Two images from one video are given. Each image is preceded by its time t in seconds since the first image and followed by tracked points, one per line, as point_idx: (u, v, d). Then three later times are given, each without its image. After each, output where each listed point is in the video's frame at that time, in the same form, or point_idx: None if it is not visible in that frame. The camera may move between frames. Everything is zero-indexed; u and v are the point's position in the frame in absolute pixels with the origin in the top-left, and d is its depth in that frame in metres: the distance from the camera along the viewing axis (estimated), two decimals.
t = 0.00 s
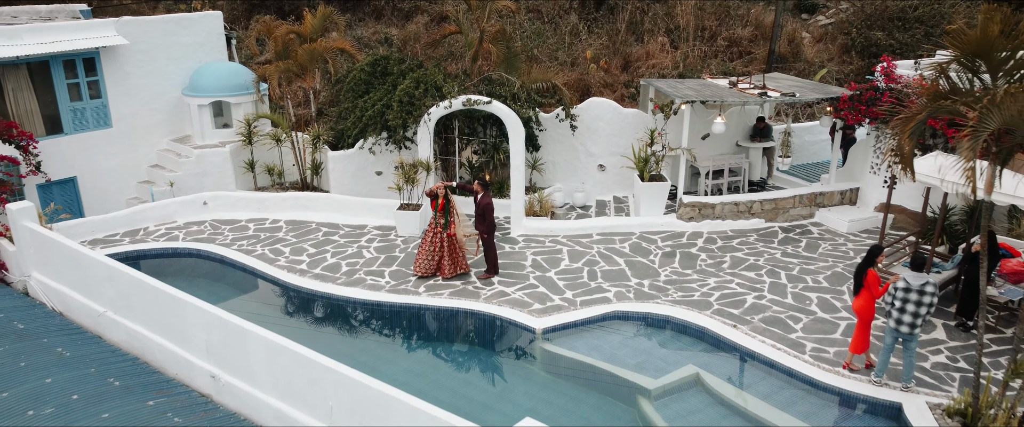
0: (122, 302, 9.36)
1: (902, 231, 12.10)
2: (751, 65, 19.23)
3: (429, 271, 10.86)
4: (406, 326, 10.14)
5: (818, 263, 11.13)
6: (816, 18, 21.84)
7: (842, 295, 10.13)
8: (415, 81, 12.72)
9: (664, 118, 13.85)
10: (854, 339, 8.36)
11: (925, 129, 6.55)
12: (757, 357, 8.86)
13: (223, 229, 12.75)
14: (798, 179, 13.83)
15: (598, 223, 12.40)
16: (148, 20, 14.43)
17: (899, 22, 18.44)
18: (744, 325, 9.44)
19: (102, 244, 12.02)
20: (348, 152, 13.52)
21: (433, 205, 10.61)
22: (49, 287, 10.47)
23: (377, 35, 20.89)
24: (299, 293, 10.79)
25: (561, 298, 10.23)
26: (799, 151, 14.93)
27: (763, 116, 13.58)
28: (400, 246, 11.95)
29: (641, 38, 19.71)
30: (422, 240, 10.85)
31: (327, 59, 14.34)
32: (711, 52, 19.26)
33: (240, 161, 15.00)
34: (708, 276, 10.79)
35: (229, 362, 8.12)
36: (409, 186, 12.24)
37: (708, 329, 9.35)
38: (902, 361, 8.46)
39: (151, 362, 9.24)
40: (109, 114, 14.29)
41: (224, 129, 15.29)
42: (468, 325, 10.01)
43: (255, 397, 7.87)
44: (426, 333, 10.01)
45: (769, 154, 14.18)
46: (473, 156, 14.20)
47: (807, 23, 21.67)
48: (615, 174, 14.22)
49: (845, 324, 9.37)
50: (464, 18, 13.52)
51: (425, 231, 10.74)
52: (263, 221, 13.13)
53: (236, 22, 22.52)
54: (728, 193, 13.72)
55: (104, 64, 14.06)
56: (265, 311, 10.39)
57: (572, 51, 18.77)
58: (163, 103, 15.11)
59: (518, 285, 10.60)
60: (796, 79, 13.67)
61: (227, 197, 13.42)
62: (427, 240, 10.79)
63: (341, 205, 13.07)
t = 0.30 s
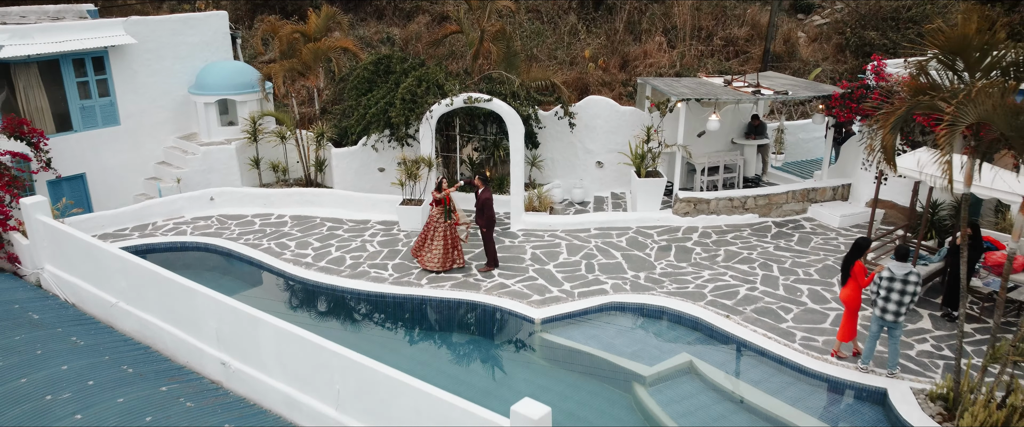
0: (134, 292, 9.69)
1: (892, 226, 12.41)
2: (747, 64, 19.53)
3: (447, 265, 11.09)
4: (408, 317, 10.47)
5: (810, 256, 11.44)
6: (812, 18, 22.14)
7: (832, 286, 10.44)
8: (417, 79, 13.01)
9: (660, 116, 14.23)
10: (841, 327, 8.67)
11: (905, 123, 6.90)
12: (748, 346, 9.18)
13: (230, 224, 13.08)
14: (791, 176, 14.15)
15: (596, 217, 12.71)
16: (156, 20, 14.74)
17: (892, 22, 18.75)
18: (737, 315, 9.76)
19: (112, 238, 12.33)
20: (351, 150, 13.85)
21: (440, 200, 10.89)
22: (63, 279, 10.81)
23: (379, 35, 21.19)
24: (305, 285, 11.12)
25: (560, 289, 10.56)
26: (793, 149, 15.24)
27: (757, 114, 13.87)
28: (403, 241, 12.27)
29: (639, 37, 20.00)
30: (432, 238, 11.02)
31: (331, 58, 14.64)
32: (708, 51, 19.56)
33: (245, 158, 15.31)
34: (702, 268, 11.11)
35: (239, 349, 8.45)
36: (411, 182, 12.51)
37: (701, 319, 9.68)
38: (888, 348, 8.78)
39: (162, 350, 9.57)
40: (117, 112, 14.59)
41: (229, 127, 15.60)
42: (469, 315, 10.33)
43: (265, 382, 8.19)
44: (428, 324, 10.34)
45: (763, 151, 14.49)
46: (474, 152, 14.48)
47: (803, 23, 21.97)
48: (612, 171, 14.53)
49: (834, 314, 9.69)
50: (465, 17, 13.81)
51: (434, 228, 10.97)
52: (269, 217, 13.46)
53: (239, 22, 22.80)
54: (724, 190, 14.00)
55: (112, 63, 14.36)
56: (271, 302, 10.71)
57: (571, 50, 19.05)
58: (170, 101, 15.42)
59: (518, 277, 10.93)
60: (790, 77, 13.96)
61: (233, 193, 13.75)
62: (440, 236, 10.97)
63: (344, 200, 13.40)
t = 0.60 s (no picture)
0: (145, 286, 10.00)
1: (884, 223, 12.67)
2: (743, 65, 19.82)
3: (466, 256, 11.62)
4: (411, 310, 10.76)
5: (803, 252, 11.71)
6: (808, 18, 22.41)
7: (824, 281, 10.73)
8: (419, 79, 13.27)
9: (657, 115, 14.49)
10: (831, 319, 8.95)
11: (890, 120, 7.23)
12: (741, 338, 9.47)
13: (236, 221, 13.36)
14: (786, 174, 14.44)
15: (594, 214, 12.99)
16: (162, 21, 15.02)
17: (887, 23, 19.02)
18: (731, 308, 10.05)
19: (121, 235, 12.61)
20: (354, 148, 14.17)
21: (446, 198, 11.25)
22: (74, 274, 11.12)
23: (380, 35, 21.49)
24: (310, 280, 11.42)
25: (558, 284, 10.86)
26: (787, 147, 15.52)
27: (753, 113, 14.13)
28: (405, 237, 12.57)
29: (637, 37, 20.27)
30: (451, 235, 11.36)
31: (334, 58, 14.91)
32: (705, 51, 19.84)
33: (250, 157, 15.59)
34: (698, 264, 11.39)
35: (247, 341, 8.74)
36: (413, 179, 12.86)
37: (696, 312, 9.97)
38: (876, 340, 9.06)
39: (172, 343, 9.87)
40: (124, 111, 14.88)
41: (234, 126, 15.88)
42: (470, 309, 10.63)
43: (273, 372, 8.47)
44: (430, 317, 10.62)
45: (759, 149, 14.78)
46: (474, 151, 14.76)
47: (799, 23, 22.24)
48: (611, 169, 14.81)
49: (825, 308, 9.97)
50: (465, 18, 14.08)
51: (450, 225, 11.32)
52: (274, 214, 13.75)
53: (242, 22, 23.11)
54: (720, 187, 14.29)
55: (120, 63, 14.64)
56: (277, 296, 11.00)
57: (570, 50, 19.31)
58: (176, 100, 15.71)
59: (518, 273, 11.23)
60: (784, 77, 14.22)
61: (239, 190, 14.04)
62: (456, 231, 11.39)
63: (348, 198, 13.69)
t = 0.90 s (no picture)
0: (156, 281, 10.31)
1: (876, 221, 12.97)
2: (740, 66, 20.12)
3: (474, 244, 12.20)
4: (414, 306, 11.05)
5: (796, 249, 12.01)
6: (804, 20, 22.69)
7: (815, 277, 11.02)
8: (421, 80, 13.56)
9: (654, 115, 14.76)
10: (821, 314, 9.22)
11: (875, 120, 7.54)
12: (734, 331, 9.78)
13: (242, 219, 13.66)
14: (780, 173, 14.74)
15: (592, 213, 13.30)
16: (169, 23, 15.30)
17: (881, 24, 19.30)
18: (724, 303, 10.35)
19: (129, 233, 12.90)
20: (357, 148, 14.48)
21: (450, 195, 11.64)
22: (86, 270, 11.44)
23: (382, 37, 21.79)
24: (316, 276, 11.71)
25: (557, 280, 11.16)
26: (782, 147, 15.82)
27: (748, 114, 14.41)
28: (407, 235, 12.87)
29: (636, 39, 20.55)
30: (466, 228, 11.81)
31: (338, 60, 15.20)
32: (702, 52, 20.14)
33: (255, 156, 15.89)
34: (693, 260, 11.69)
35: (256, 334, 9.04)
36: (416, 178, 13.18)
37: (690, 307, 10.28)
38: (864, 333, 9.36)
39: (182, 337, 10.18)
40: (132, 112, 15.16)
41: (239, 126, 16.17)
42: (472, 304, 10.93)
43: (281, 364, 8.76)
44: (433, 312, 10.91)
45: (754, 149, 15.07)
46: (475, 150, 15.05)
47: (795, 25, 22.52)
48: (609, 169, 15.11)
49: (816, 303, 10.26)
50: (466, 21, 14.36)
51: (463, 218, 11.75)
52: (279, 212, 14.06)
53: (245, 24, 23.43)
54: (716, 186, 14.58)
55: (128, 64, 14.93)
56: (284, 292, 11.30)
57: (569, 51, 19.59)
58: (182, 101, 16.00)
59: (517, 269, 11.53)
60: (779, 78, 14.52)
61: (245, 189, 14.34)
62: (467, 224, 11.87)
63: (351, 196, 13.99)
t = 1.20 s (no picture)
0: (168, 278, 10.69)
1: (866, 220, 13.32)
2: (735, 68, 20.49)
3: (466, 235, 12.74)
4: (418, 301, 11.40)
5: (788, 247, 12.36)
6: (800, 22, 23.06)
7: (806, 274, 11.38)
8: (424, 83, 13.94)
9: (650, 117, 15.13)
10: (810, 309, 9.56)
11: (857, 124, 7.96)
12: (726, 326, 10.14)
13: (249, 218, 14.01)
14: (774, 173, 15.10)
15: (590, 212, 13.67)
16: (177, 26, 15.63)
17: (874, 28, 19.67)
18: (717, 299, 10.71)
19: (140, 231, 13.25)
20: (360, 149, 14.85)
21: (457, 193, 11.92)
22: (99, 267, 11.81)
23: (384, 39, 22.16)
24: (321, 273, 12.07)
25: (555, 276, 11.53)
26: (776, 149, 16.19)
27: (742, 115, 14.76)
28: (410, 233, 13.24)
29: (633, 41, 20.91)
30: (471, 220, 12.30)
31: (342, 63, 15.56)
32: (698, 55, 20.52)
33: (261, 157, 16.27)
34: (688, 258, 12.05)
35: (266, 328, 9.39)
36: (419, 178, 13.55)
37: (685, 303, 10.65)
38: (851, 327, 9.72)
39: (193, 331, 10.55)
40: (141, 113, 15.52)
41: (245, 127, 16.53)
42: (473, 300, 11.29)
43: (290, 357, 9.12)
44: (435, 307, 11.27)
45: (749, 150, 15.43)
46: (476, 151, 15.41)
47: (791, 27, 22.88)
48: (606, 169, 15.47)
49: (806, 299, 10.62)
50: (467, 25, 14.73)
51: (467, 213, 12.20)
52: (285, 211, 14.42)
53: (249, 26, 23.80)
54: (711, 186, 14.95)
55: (137, 67, 15.28)
56: (290, 288, 11.65)
57: (568, 54, 19.94)
58: (189, 103, 16.36)
59: (517, 267, 11.90)
60: (773, 80, 14.87)
61: (251, 189, 14.70)
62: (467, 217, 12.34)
63: (355, 196, 14.35)
